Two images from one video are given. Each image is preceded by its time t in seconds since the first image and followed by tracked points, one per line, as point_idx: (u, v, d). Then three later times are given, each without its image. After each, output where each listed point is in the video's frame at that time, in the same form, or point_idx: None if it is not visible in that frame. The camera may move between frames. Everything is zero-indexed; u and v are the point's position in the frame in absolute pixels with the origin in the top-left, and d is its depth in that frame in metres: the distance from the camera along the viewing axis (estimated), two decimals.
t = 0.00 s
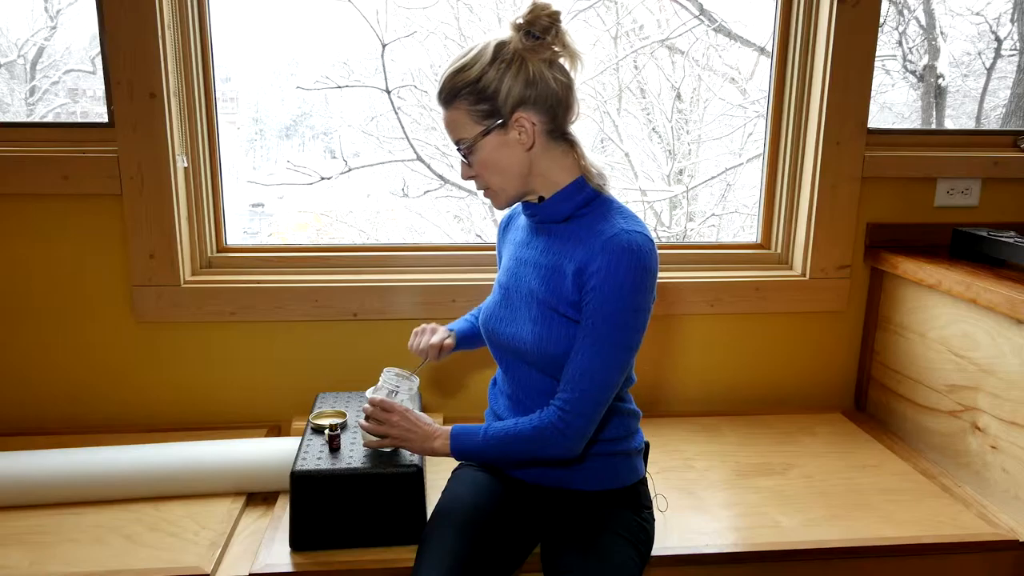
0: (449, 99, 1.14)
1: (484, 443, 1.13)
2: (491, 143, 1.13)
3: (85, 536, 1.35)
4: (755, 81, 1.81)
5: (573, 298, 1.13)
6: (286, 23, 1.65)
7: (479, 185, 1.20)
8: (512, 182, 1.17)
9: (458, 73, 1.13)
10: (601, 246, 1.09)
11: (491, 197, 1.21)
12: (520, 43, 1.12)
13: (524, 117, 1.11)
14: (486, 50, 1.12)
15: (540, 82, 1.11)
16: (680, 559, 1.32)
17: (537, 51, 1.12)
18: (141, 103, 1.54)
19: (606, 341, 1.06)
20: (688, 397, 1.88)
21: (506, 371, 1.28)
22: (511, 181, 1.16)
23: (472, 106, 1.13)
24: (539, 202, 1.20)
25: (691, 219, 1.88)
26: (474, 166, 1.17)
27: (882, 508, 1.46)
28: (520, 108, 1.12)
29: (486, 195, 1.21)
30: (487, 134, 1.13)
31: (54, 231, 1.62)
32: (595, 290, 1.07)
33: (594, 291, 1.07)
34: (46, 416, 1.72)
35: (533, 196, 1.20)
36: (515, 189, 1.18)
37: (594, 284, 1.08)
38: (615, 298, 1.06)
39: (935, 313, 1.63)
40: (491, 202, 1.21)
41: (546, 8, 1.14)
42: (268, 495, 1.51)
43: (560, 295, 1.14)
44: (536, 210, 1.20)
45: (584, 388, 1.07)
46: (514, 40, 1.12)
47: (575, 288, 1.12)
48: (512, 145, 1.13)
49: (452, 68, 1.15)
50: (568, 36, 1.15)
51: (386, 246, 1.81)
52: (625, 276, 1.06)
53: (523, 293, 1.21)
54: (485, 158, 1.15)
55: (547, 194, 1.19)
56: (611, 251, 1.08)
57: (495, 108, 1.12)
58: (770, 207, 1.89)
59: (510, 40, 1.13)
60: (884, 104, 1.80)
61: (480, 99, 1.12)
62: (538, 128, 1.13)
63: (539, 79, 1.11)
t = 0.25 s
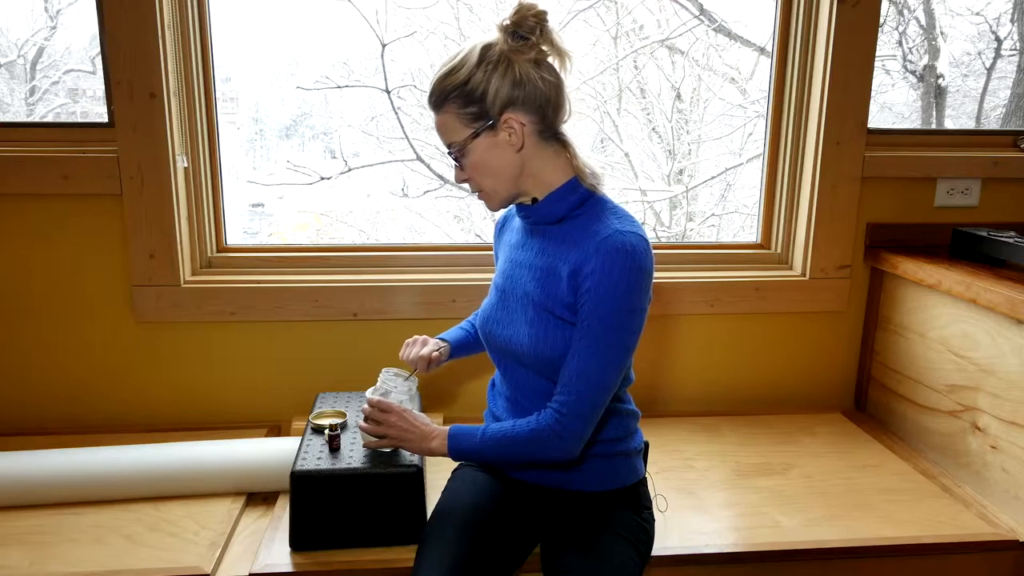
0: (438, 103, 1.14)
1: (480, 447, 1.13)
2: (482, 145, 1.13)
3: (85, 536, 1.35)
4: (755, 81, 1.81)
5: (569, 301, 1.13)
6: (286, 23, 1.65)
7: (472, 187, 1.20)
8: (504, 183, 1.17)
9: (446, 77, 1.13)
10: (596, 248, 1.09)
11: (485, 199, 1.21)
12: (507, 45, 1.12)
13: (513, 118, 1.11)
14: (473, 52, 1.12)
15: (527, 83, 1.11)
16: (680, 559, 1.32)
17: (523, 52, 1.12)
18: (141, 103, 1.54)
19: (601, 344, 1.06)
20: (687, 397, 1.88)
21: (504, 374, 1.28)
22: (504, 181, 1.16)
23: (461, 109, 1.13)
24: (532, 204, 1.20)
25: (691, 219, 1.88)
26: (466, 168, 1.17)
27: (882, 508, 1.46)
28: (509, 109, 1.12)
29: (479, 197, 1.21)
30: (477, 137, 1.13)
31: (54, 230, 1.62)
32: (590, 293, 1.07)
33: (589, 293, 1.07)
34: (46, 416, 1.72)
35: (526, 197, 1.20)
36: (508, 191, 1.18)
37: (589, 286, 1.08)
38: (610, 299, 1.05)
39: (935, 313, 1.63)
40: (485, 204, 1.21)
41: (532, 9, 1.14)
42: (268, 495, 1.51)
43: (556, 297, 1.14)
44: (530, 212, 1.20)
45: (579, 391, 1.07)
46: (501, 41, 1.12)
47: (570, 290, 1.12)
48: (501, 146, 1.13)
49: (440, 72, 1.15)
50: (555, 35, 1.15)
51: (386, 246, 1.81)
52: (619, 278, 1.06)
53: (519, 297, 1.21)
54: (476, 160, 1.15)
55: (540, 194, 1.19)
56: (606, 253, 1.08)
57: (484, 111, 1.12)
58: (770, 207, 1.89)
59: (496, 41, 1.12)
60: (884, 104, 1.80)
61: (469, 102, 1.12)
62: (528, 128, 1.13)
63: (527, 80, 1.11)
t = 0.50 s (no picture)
0: (433, 104, 1.14)
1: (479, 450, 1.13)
2: (477, 146, 1.13)
3: (85, 536, 1.35)
4: (755, 81, 1.81)
5: (567, 303, 1.12)
6: (286, 23, 1.65)
7: (468, 188, 1.20)
8: (501, 183, 1.16)
9: (440, 77, 1.13)
10: (594, 250, 1.09)
11: (482, 201, 1.21)
12: (501, 44, 1.12)
13: (509, 118, 1.11)
14: (467, 52, 1.12)
15: (522, 82, 1.11)
16: (680, 559, 1.32)
17: (517, 51, 1.12)
18: (141, 103, 1.54)
19: (599, 346, 1.06)
20: (687, 397, 1.88)
21: (502, 376, 1.28)
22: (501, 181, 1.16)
23: (456, 109, 1.13)
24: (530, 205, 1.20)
25: (691, 219, 1.88)
26: (462, 169, 1.17)
27: (882, 508, 1.46)
28: (504, 109, 1.12)
29: (476, 198, 1.21)
30: (472, 137, 1.13)
31: (53, 230, 1.62)
32: (588, 295, 1.07)
33: (587, 296, 1.07)
34: (46, 416, 1.72)
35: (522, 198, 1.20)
36: (504, 191, 1.18)
37: (587, 289, 1.07)
38: (609, 301, 1.05)
39: (935, 313, 1.63)
40: (482, 205, 1.21)
41: (527, 7, 1.14)
42: (268, 495, 1.51)
43: (554, 299, 1.14)
44: (527, 214, 1.20)
45: (578, 393, 1.07)
46: (495, 41, 1.12)
47: (567, 292, 1.12)
48: (497, 145, 1.13)
49: (435, 73, 1.15)
50: (550, 33, 1.15)
51: (386, 246, 1.81)
52: (617, 280, 1.06)
53: (517, 299, 1.21)
54: (471, 161, 1.15)
55: (536, 194, 1.19)
56: (603, 255, 1.07)
57: (479, 112, 1.12)
58: (770, 207, 1.89)
59: (490, 41, 1.13)
60: (884, 104, 1.80)
61: (464, 103, 1.12)
62: (523, 128, 1.13)
63: (521, 79, 1.11)
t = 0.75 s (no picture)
0: (429, 107, 1.14)
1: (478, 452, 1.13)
2: (473, 148, 1.13)
3: (85, 536, 1.35)
4: (755, 81, 1.81)
5: (567, 306, 1.12)
6: (286, 23, 1.65)
7: (467, 191, 1.20)
8: (498, 184, 1.16)
9: (436, 80, 1.14)
10: (593, 253, 1.09)
11: (481, 203, 1.21)
12: (496, 46, 1.12)
13: (504, 121, 1.11)
14: (462, 54, 1.13)
15: (517, 83, 1.10)
16: (680, 559, 1.32)
17: (512, 52, 1.12)
18: (141, 103, 1.54)
19: (598, 349, 1.06)
20: (687, 397, 1.88)
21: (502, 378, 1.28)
22: (497, 183, 1.16)
23: (452, 112, 1.13)
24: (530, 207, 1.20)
25: (691, 219, 1.88)
26: (460, 172, 1.17)
27: (882, 508, 1.47)
28: (500, 111, 1.11)
29: (475, 201, 1.21)
30: (468, 139, 1.13)
31: (53, 231, 1.62)
32: (587, 298, 1.07)
33: (586, 299, 1.07)
34: (46, 416, 1.72)
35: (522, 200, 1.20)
36: (502, 193, 1.18)
37: (587, 292, 1.07)
38: (608, 305, 1.05)
39: (935, 313, 1.63)
40: (481, 208, 1.21)
41: (523, 7, 1.15)
42: (268, 495, 1.51)
43: (554, 302, 1.14)
44: (527, 216, 1.20)
45: (577, 396, 1.07)
46: (490, 42, 1.13)
47: (567, 295, 1.12)
48: (494, 147, 1.13)
49: (430, 76, 1.15)
50: (545, 33, 1.15)
51: (386, 246, 1.81)
52: (617, 284, 1.06)
53: (518, 301, 1.21)
54: (468, 164, 1.15)
55: (535, 196, 1.18)
56: (603, 258, 1.07)
57: (475, 113, 1.12)
58: (770, 207, 1.89)
59: (485, 42, 1.13)
60: (884, 104, 1.80)
61: (460, 105, 1.12)
62: (520, 130, 1.13)
63: (516, 80, 1.10)
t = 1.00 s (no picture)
0: (431, 107, 1.14)
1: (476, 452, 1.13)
2: (475, 149, 1.13)
3: (85, 536, 1.35)
4: (755, 81, 1.81)
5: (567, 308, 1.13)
6: (286, 22, 1.65)
7: (468, 193, 1.20)
8: (500, 186, 1.16)
9: (438, 81, 1.13)
10: (596, 257, 1.09)
11: (483, 205, 1.21)
12: (498, 46, 1.12)
13: (506, 122, 1.11)
14: (464, 54, 1.12)
15: (519, 85, 1.10)
16: (680, 559, 1.32)
17: (514, 53, 1.12)
18: (141, 103, 1.54)
19: (598, 353, 1.06)
20: (687, 397, 1.88)
21: (503, 379, 1.28)
22: (499, 184, 1.16)
23: (454, 113, 1.13)
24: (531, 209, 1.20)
25: (691, 219, 1.88)
26: (461, 173, 1.17)
27: (882, 508, 1.46)
28: (502, 112, 1.11)
29: (476, 202, 1.21)
30: (470, 140, 1.13)
31: (53, 231, 1.62)
32: (588, 302, 1.07)
33: (586, 303, 1.07)
34: (46, 416, 1.72)
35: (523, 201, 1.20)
36: (504, 195, 1.18)
37: (588, 295, 1.07)
38: (609, 309, 1.05)
39: (935, 313, 1.63)
40: (483, 209, 1.21)
41: (526, 7, 1.14)
42: (268, 495, 1.51)
43: (555, 305, 1.14)
44: (529, 217, 1.20)
45: (576, 399, 1.07)
46: (492, 43, 1.12)
47: (569, 299, 1.12)
48: (496, 148, 1.13)
49: (432, 77, 1.15)
50: (548, 33, 1.15)
51: (386, 246, 1.81)
52: (619, 288, 1.06)
53: (520, 302, 1.21)
54: (470, 165, 1.15)
55: (537, 198, 1.18)
56: (605, 262, 1.07)
57: (477, 114, 1.12)
58: (770, 207, 1.89)
59: (488, 42, 1.13)
60: (884, 104, 1.80)
61: (462, 106, 1.12)
62: (522, 131, 1.13)
63: (518, 82, 1.10)
